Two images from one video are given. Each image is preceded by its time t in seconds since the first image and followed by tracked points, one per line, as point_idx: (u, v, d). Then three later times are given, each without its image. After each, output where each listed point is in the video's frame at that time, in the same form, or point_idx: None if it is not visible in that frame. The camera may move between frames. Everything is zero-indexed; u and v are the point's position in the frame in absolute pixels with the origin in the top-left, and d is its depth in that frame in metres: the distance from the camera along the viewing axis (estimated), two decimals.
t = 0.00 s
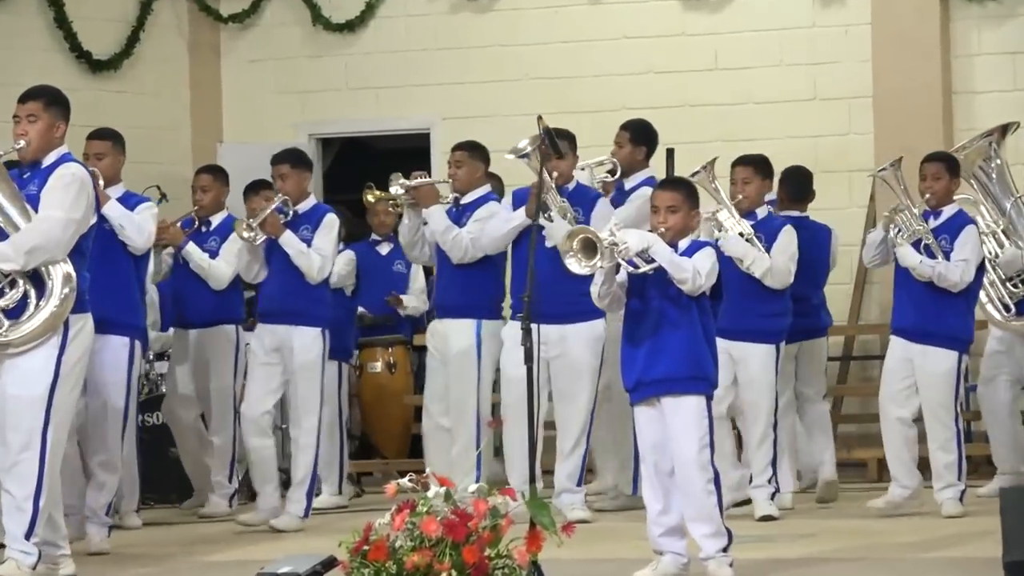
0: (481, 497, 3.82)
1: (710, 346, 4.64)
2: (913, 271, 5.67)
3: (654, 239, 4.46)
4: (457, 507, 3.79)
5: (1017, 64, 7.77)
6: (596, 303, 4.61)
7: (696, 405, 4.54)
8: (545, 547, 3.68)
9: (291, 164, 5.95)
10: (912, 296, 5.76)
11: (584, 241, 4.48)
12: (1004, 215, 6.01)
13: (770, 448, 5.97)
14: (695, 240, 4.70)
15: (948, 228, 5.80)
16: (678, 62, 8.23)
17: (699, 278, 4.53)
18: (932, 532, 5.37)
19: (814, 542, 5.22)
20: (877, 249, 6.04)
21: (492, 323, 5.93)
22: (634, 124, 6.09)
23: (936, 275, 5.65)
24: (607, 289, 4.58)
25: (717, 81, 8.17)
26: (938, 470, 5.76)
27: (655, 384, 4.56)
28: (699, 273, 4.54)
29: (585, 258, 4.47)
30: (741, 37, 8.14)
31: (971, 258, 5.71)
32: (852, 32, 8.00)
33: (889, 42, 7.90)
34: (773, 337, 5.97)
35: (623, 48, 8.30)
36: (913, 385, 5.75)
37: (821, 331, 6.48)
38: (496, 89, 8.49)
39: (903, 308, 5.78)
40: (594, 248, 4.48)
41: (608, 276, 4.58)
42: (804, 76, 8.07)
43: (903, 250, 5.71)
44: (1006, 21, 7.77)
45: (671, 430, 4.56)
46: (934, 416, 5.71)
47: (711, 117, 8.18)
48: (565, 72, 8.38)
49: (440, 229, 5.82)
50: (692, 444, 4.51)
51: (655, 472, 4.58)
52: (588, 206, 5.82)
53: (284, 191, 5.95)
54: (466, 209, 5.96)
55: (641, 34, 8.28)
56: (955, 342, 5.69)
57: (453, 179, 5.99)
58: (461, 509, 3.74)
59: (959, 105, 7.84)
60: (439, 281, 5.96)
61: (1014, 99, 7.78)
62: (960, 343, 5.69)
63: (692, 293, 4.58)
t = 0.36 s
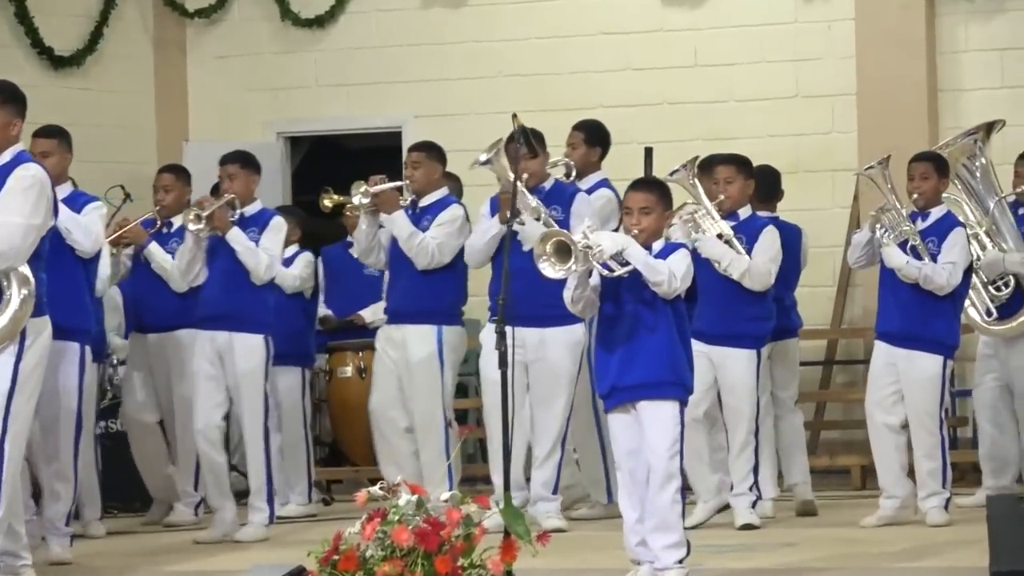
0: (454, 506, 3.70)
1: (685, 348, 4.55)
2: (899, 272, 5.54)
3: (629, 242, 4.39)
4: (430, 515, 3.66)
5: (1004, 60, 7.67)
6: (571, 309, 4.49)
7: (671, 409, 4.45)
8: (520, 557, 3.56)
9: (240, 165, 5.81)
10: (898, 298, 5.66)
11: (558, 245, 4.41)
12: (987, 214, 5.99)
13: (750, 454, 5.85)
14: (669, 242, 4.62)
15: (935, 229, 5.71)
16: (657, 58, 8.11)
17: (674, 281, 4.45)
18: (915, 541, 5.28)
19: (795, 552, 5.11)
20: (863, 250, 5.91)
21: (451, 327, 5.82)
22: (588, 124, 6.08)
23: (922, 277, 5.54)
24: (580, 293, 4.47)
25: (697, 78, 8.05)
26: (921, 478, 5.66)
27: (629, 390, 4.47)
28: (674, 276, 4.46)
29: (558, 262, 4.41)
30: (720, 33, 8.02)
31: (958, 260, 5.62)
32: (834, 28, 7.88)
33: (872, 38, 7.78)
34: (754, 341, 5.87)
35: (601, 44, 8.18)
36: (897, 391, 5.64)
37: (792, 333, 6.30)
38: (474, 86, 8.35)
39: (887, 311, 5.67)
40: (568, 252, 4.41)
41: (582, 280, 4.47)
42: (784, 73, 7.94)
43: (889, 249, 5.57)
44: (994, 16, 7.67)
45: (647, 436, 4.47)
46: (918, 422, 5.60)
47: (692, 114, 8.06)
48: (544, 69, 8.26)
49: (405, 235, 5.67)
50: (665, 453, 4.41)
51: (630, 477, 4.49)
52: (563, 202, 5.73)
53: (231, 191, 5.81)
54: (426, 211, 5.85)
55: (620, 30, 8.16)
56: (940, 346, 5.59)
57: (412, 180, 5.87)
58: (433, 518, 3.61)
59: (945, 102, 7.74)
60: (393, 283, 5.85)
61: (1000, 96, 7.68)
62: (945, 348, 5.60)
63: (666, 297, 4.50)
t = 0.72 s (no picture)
0: (404, 513, 3.55)
1: (645, 354, 4.46)
2: (848, 276, 5.44)
3: (590, 245, 4.30)
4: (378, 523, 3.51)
5: (969, 57, 7.60)
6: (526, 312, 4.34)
7: (632, 416, 4.36)
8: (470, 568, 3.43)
9: (138, 171, 5.58)
10: (848, 304, 5.56)
11: (518, 249, 4.28)
12: (937, 214, 5.99)
13: (703, 463, 5.78)
14: (628, 244, 4.50)
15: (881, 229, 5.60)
16: (614, 54, 8.00)
17: (634, 286, 4.35)
18: (877, 550, 5.17)
19: (753, 562, 5.01)
20: (810, 255, 5.85)
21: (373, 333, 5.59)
22: (506, 128, 5.96)
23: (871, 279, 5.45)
24: (537, 296, 4.32)
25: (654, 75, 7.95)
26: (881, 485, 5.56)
27: (588, 397, 4.37)
28: (634, 281, 4.35)
29: (518, 266, 4.27)
30: (679, 29, 7.92)
31: (908, 261, 5.52)
32: (796, 23, 7.78)
33: (834, 34, 7.68)
34: (699, 345, 5.83)
35: (557, 40, 8.06)
36: (853, 405, 5.50)
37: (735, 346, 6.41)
38: (429, 83, 8.23)
39: (839, 317, 5.56)
40: (527, 255, 4.27)
41: (539, 283, 4.33)
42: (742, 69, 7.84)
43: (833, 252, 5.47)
44: (959, 12, 7.59)
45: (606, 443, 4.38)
46: (875, 432, 5.48)
47: (651, 113, 7.96)
48: (499, 66, 8.15)
49: (322, 242, 5.46)
50: (629, 459, 4.31)
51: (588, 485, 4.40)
52: (489, 204, 5.52)
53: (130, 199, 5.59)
54: (342, 216, 5.66)
55: (578, 25, 8.04)
56: (894, 351, 5.46)
57: (327, 184, 5.68)
58: (383, 526, 3.45)
59: (909, 99, 7.67)
60: (303, 290, 5.60)
61: (964, 93, 7.61)
62: (898, 352, 5.47)
63: (627, 301, 4.40)
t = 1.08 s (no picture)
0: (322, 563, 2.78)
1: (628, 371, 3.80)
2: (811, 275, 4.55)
3: (563, 239, 3.58)
4: None
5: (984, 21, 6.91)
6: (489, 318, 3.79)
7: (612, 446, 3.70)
8: None
9: None
10: (820, 315, 4.70)
11: (478, 244, 3.69)
12: (916, 203, 5.19)
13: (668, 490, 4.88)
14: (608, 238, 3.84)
15: (852, 218, 4.71)
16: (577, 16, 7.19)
17: (617, 289, 3.70)
18: None
19: None
20: (769, 253, 5.12)
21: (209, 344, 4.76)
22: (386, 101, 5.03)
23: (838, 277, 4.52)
24: (500, 300, 3.77)
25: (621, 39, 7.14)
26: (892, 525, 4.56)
27: (557, 423, 3.70)
28: (617, 284, 3.70)
29: (478, 264, 3.68)
30: None
31: (884, 253, 4.57)
32: None
33: None
34: (640, 359, 4.77)
35: None
36: (844, 439, 4.64)
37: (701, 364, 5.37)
38: (351, 44, 7.31)
39: (812, 327, 4.71)
40: (489, 251, 3.68)
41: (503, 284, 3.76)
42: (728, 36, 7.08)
43: (797, 250, 4.59)
44: None
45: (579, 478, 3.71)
46: (869, 472, 4.58)
47: (618, 84, 7.15)
48: (435, 26, 7.27)
49: (162, 235, 4.54)
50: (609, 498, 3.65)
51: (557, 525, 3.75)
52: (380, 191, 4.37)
53: None
54: (181, 203, 4.73)
55: None
56: (877, 361, 4.58)
57: (163, 168, 4.78)
58: None
59: (924, 66, 6.94)
60: (135, 291, 4.68)
61: (977, 61, 6.92)
62: (889, 363, 4.60)
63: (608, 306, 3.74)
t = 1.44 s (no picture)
0: None
1: (685, 400, 3.07)
2: (869, 269, 3.55)
3: (610, 224, 2.82)
4: None
5: None
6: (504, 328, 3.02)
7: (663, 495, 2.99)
8: None
9: None
10: (883, 319, 3.68)
11: (498, 232, 2.88)
12: (999, 171, 3.99)
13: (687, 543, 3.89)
14: (655, 222, 3.07)
15: (927, 194, 3.70)
16: None
17: (674, 290, 2.93)
18: None
19: None
20: (815, 242, 4.14)
21: (42, 358, 3.84)
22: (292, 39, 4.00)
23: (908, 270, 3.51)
24: (520, 305, 2.98)
25: None
26: None
27: (591, 464, 2.96)
28: (673, 285, 2.93)
29: (501, 259, 2.88)
30: None
31: (964, 241, 3.59)
32: None
33: None
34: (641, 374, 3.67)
35: None
36: (916, 485, 3.61)
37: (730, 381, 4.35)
38: None
39: (877, 337, 3.68)
40: (514, 241, 2.88)
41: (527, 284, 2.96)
42: None
43: (850, 237, 3.60)
44: None
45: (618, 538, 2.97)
46: (945, 521, 3.54)
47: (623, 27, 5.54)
48: None
49: None
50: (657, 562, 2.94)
51: None
52: (291, 165, 3.53)
53: None
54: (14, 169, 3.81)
55: None
56: (959, 381, 3.55)
57: None
58: None
59: None
60: None
61: None
62: (972, 379, 3.56)
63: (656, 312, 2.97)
